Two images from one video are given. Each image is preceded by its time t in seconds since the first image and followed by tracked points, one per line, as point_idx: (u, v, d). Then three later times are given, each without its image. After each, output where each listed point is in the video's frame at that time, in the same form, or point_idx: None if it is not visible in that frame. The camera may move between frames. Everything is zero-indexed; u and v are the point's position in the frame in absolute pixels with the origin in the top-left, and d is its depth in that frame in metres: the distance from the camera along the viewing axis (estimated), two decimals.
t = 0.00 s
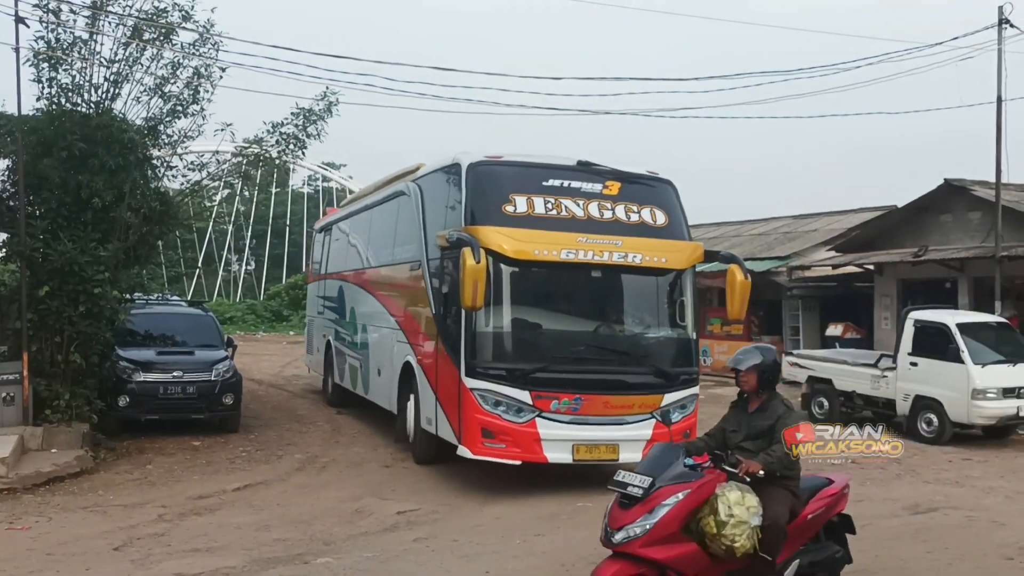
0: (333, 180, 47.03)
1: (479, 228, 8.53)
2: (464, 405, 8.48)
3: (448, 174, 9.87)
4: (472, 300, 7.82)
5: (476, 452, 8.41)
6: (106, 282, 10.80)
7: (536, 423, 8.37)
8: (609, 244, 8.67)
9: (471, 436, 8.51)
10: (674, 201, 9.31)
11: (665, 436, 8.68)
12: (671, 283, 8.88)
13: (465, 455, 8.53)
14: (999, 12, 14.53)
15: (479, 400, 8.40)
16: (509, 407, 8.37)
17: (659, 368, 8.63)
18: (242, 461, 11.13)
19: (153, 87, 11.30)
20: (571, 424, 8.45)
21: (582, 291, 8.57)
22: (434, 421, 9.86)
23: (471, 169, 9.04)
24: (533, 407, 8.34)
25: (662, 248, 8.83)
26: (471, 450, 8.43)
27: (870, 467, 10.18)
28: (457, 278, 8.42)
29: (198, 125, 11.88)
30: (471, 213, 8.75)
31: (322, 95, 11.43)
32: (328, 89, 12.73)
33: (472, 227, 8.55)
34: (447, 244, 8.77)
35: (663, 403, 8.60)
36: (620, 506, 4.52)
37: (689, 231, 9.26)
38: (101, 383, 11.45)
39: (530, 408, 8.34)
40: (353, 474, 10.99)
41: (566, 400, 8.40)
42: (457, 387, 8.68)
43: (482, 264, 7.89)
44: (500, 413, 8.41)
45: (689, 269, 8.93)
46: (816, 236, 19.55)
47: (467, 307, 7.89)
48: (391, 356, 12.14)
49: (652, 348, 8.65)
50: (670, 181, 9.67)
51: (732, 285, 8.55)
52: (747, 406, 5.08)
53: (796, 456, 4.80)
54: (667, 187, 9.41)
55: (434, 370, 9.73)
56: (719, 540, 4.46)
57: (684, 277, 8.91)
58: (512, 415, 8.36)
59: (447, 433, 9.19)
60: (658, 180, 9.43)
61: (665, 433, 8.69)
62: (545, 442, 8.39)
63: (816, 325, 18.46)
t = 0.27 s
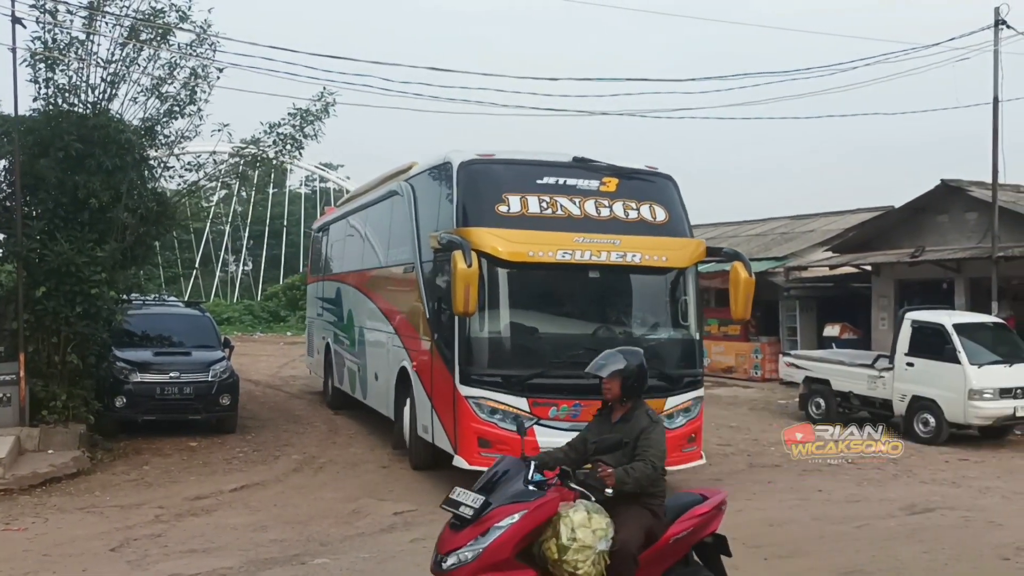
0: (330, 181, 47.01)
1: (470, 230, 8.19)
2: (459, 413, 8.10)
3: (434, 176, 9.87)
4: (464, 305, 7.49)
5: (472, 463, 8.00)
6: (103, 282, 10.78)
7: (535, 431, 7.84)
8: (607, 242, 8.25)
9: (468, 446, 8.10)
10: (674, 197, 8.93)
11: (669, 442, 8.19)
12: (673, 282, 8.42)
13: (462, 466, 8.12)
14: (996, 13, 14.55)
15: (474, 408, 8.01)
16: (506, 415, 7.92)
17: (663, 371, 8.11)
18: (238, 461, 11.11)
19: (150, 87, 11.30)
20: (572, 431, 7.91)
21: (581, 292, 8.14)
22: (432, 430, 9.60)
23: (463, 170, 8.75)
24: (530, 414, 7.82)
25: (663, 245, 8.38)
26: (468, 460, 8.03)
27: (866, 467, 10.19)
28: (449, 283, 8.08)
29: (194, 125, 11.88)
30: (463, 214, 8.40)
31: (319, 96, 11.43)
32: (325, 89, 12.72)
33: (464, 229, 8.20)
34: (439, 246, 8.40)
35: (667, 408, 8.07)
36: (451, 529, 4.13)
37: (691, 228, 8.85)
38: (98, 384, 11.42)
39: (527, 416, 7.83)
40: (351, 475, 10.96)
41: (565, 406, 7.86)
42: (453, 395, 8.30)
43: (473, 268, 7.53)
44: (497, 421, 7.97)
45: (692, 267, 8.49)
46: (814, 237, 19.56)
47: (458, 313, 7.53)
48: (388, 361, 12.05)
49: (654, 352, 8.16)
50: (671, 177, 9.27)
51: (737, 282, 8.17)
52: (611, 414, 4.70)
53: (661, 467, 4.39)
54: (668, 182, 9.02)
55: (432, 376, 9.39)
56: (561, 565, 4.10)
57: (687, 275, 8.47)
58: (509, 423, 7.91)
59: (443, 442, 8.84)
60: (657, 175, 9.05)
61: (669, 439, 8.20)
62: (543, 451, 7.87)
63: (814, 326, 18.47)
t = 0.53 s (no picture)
0: (326, 181, 46.98)
1: (461, 228, 7.87)
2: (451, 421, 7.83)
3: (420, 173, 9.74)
4: (452, 308, 7.18)
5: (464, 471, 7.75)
6: (99, 283, 10.75)
7: (530, 438, 7.70)
8: (602, 241, 8.01)
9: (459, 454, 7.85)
10: (672, 192, 8.69)
11: (670, 446, 8.08)
12: (672, 280, 8.29)
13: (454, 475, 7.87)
14: (992, 14, 14.59)
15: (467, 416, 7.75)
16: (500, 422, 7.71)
17: (663, 373, 8.00)
18: (235, 462, 11.09)
19: (146, 87, 11.29)
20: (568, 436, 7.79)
21: (577, 292, 7.95)
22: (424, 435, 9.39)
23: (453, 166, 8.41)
24: (526, 420, 7.66)
25: (660, 243, 8.19)
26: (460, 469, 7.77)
27: (862, 468, 10.21)
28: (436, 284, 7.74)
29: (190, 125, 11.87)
30: (454, 212, 8.10)
31: (316, 96, 11.43)
32: (321, 90, 12.71)
33: (454, 228, 7.89)
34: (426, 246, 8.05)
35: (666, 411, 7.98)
36: (246, 560, 3.76)
37: (689, 223, 8.63)
38: (94, 385, 11.38)
39: (522, 423, 7.66)
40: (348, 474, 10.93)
41: (561, 411, 7.73)
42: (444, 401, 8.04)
43: (463, 269, 7.26)
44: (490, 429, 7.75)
45: (690, 265, 8.33)
46: (810, 238, 19.58)
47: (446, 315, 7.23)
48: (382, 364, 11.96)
49: (653, 352, 8.02)
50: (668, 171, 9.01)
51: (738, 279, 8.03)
52: (447, 423, 4.34)
53: (497, 480, 4.12)
54: (665, 176, 8.77)
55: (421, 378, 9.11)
56: None
57: (686, 273, 8.34)
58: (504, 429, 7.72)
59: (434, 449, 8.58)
60: (654, 169, 8.80)
61: (670, 443, 8.07)
62: (539, 457, 7.73)
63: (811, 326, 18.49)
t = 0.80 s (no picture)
0: (324, 182, 46.97)
1: (453, 227, 7.58)
2: (441, 427, 7.51)
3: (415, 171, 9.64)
4: (441, 310, 6.92)
5: (454, 479, 7.44)
6: (96, 283, 10.73)
7: (522, 445, 7.40)
8: (600, 240, 7.69)
9: (449, 462, 7.54)
10: (675, 189, 8.32)
11: (670, 454, 7.75)
12: (674, 282, 7.96)
13: (443, 484, 7.55)
14: (989, 14, 14.60)
15: (457, 421, 7.43)
16: (492, 428, 7.40)
17: (662, 378, 7.68)
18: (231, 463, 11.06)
19: (143, 88, 11.27)
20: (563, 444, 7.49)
21: (573, 294, 7.64)
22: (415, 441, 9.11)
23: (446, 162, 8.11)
24: (518, 426, 7.38)
25: (660, 243, 7.85)
26: (450, 477, 7.46)
27: (859, 468, 10.22)
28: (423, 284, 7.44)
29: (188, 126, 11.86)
30: (446, 210, 7.79)
31: (313, 96, 11.42)
32: (319, 90, 12.69)
33: (446, 227, 7.60)
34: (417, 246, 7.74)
35: (666, 418, 7.67)
36: None
37: (693, 222, 8.27)
38: (91, 385, 11.38)
39: (514, 428, 7.38)
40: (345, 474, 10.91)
41: (556, 417, 7.43)
42: (434, 405, 7.72)
43: (452, 269, 7.02)
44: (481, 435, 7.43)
45: (692, 266, 7.98)
46: (807, 238, 19.59)
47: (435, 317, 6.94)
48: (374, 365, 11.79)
49: (652, 357, 7.70)
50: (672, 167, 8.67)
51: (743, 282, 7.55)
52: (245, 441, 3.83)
53: (283, 498, 3.64)
54: (668, 172, 8.42)
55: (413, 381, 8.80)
56: None
57: (689, 275, 8.00)
58: (495, 436, 7.40)
59: (425, 454, 8.28)
60: (657, 166, 8.43)
61: (670, 451, 7.75)
62: (532, 466, 7.40)
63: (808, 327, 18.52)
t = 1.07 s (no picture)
0: (322, 182, 47.00)
1: (448, 223, 7.23)
2: (432, 431, 7.16)
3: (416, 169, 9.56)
4: (432, 309, 6.62)
5: (444, 486, 7.09)
6: (94, 283, 10.71)
7: (516, 451, 7.03)
8: (601, 240, 7.31)
9: (440, 468, 7.18)
10: (682, 188, 7.93)
11: (671, 464, 7.38)
12: (679, 284, 7.53)
13: (433, 490, 7.20)
14: (986, 14, 14.62)
15: (448, 425, 7.06)
16: (484, 434, 7.03)
17: (665, 384, 7.28)
18: (229, 463, 11.05)
19: (141, 88, 11.27)
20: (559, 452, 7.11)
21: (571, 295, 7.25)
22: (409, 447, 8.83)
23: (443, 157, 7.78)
24: (512, 432, 7.01)
25: (665, 243, 7.46)
26: (440, 484, 7.10)
27: (857, 468, 10.22)
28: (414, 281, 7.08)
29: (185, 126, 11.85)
30: (442, 206, 7.45)
31: (311, 97, 11.42)
32: (317, 90, 12.69)
33: (439, 223, 7.26)
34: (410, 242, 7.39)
35: (667, 426, 7.28)
36: None
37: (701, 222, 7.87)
38: (90, 386, 11.38)
39: (508, 435, 7.01)
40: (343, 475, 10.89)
41: (552, 424, 7.05)
42: (426, 408, 7.36)
43: (444, 267, 6.68)
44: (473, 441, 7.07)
45: (698, 267, 7.58)
46: (805, 238, 19.61)
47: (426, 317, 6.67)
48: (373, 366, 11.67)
49: (655, 362, 7.30)
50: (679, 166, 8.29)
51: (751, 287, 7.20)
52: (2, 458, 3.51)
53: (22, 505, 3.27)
54: (675, 171, 8.04)
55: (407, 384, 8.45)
56: None
57: (694, 277, 7.57)
58: (488, 442, 7.03)
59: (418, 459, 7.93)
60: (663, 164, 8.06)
61: (671, 461, 7.38)
62: (527, 474, 7.05)
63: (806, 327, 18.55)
